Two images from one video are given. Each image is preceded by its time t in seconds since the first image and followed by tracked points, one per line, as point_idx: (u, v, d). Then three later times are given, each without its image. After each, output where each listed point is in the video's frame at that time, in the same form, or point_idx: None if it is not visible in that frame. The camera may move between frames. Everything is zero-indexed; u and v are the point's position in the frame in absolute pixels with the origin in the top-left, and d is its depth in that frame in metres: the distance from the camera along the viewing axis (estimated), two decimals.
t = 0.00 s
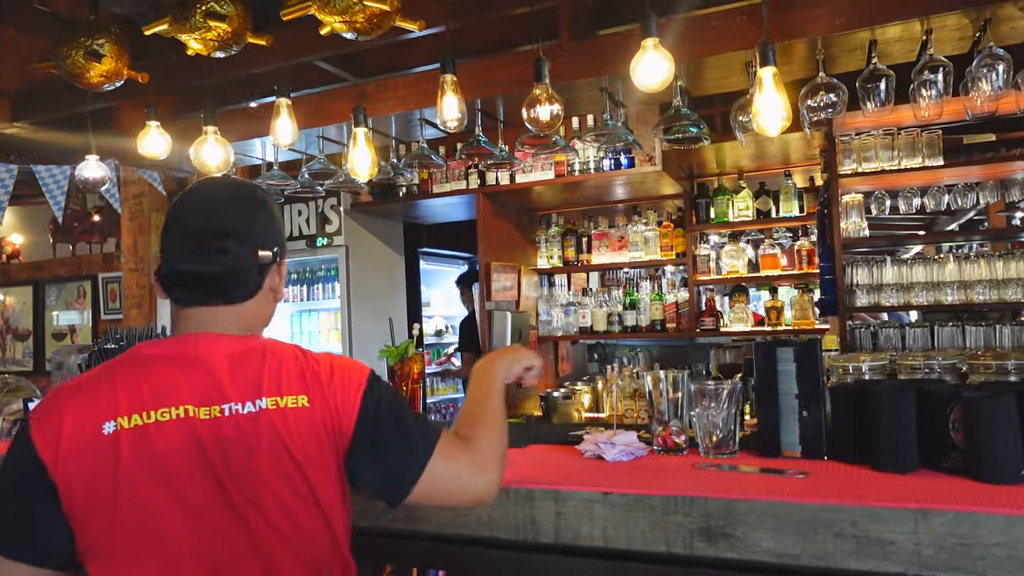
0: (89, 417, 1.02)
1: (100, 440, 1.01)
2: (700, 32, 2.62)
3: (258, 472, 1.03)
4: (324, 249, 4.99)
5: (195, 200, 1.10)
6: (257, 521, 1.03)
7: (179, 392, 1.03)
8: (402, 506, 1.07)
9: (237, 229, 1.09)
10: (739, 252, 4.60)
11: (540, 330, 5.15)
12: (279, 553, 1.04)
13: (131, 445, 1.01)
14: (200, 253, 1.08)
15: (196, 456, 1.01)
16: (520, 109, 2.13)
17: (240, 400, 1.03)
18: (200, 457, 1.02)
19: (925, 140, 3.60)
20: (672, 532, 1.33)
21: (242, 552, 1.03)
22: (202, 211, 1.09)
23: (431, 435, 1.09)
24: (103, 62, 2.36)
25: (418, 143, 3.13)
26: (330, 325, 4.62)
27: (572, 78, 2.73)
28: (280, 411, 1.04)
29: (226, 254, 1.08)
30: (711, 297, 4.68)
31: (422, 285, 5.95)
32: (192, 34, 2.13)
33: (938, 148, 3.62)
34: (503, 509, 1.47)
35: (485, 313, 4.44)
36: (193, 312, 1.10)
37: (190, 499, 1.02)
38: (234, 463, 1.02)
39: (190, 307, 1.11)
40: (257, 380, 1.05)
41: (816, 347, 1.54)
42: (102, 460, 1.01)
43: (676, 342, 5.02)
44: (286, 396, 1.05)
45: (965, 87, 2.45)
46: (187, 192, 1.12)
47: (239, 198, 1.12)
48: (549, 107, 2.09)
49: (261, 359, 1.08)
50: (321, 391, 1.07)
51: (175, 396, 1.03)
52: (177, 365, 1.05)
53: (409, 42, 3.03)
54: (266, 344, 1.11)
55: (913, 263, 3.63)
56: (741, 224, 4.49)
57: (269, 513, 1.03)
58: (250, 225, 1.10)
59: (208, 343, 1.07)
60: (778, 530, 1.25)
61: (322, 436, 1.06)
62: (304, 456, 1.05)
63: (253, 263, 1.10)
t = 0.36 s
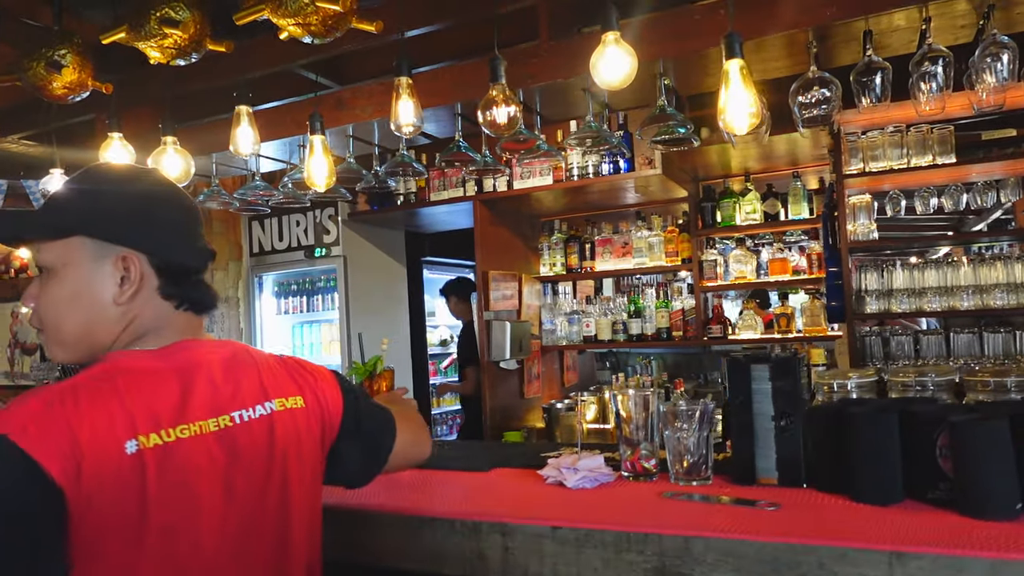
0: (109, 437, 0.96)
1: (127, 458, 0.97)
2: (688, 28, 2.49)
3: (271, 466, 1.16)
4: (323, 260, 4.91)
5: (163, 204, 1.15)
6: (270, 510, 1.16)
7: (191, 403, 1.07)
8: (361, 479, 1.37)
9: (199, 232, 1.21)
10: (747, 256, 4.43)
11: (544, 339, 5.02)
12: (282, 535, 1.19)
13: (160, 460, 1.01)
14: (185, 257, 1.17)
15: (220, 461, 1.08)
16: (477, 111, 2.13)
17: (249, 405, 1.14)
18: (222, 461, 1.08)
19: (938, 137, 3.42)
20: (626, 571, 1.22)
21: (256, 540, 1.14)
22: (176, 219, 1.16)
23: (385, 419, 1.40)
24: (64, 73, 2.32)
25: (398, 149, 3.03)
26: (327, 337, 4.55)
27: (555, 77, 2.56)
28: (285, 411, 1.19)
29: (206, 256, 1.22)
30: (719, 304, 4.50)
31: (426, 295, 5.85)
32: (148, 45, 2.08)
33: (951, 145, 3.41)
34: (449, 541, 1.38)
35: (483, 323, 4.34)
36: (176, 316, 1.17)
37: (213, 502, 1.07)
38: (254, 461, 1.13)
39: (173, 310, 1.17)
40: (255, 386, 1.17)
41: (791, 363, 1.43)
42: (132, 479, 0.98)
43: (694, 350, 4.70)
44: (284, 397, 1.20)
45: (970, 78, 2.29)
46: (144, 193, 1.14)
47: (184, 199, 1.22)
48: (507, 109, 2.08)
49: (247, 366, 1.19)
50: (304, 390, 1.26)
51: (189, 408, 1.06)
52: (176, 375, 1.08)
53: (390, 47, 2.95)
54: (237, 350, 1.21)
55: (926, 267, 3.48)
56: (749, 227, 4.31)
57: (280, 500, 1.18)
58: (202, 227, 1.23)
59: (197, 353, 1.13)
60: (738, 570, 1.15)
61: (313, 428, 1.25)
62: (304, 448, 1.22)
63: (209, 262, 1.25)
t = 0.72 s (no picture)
0: (161, 432, 1.00)
1: (176, 452, 1.01)
2: (698, 22, 2.41)
3: (282, 463, 1.22)
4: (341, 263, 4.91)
5: (166, 207, 1.12)
6: (280, 505, 1.23)
7: (219, 403, 1.12)
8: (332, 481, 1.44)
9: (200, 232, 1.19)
10: (771, 257, 4.29)
11: (563, 343, 4.96)
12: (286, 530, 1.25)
13: (200, 456, 1.05)
14: (191, 260, 1.15)
15: (244, 459, 1.14)
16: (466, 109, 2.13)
17: (263, 405, 1.20)
18: (245, 458, 1.14)
19: (966, 131, 3.28)
20: None
21: (269, 533, 1.21)
22: (179, 221, 1.13)
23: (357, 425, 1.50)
24: (69, 79, 2.33)
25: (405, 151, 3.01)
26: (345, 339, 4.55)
27: (557, 75, 2.56)
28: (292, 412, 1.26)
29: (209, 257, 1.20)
30: (742, 306, 4.37)
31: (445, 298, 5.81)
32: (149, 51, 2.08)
33: (984, 140, 3.27)
34: (432, 553, 1.33)
35: (499, 326, 4.28)
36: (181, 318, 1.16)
37: (238, 497, 1.13)
38: (270, 459, 1.19)
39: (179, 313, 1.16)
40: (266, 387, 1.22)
41: (787, 367, 1.46)
42: (179, 472, 1.02)
43: (716, 352, 4.55)
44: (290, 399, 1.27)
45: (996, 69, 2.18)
46: (146, 195, 1.10)
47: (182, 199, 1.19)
48: (497, 106, 2.08)
49: (257, 368, 1.25)
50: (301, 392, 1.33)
51: (219, 407, 1.11)
52: (201, 375, 1.12)
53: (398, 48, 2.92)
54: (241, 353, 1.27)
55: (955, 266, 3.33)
56: (772, 228, 4.17)
57: (287, 496, 1.24)
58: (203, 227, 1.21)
59: (214, 354, 1.18)
60: None
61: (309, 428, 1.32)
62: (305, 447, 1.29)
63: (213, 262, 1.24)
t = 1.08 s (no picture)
0: (179, 426, 1.02)
1: (195, 446, 1.03)
2: (740, 12, 2.35)
3: (319, 462, 1.22)
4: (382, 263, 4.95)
5: (166, 204, 1.15)
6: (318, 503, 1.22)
7: (250, 399, 1.13)
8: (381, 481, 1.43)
9: (211, 231, 1.16)
10: (818, 255, 4.17)
11: (604, 343, 4.91)
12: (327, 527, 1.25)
13: (222, 451, 1.07)
14: (176, 255, 1.13)
15: (276, 454, 1.15)
16: (501, 103, 2.13)
17: (301, 402, 1.20)
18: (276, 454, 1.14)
19: None
20: None
21: (308, 531, 1.21)
22: (173, 216, 1.14)
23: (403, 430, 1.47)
24: (116, 83, 2.39)
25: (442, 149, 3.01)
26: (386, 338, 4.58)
27: (595, 69, 2.51)
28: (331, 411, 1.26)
29: (208, 255, 1.15)
30: (788, 306, 4.25)
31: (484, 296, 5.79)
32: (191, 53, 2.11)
33: None
34: (466, 553, 1.32)
35: (538, 325, 4.25)
36: (189, 315, 1.16)
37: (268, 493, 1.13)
38: (305, 456, 1.19)
39: (180, 312, 1.16)
40: (305, 385, 1.23)
41: (836, 367, 1.40)
42: (199, 466, 1.04)
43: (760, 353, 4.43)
44: (331, 397, 1.27)
45: None
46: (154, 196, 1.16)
47: (208, 199, 1.19)
48: (531, 99, 2.07)
49: (295, 365, 1.25)
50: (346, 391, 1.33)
51: (249, 403, 1.12)
52: (235, 372, 1.14)
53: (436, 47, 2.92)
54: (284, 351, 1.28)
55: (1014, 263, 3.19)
56: (819, 225, 4.05)
57: (326, 494, 1.24)
58: (223, 226, 1.18)
59: (252, 352, 1.19)
60: None
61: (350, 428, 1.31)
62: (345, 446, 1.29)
63: (230, 263, 1.18)
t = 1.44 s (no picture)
0: (211, 416, 1.04)
1: (225, 438, 1.05)
2: None
3: (359, 461, 1.20)
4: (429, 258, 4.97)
5: (235, 201, 1.19)
6: (358, 503, 1.21)
7: (289, 395, 1.13)
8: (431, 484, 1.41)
9: (278, 229, 1.20)
10: (876, 246, 4.01)
11: (652, 337, 4.85)
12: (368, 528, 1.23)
13: (255, 445, 1.07)
14: (242, 251, 1.17)
15: (314, 452, 1.14)
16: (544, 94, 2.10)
17: (343, 402, 1.19)
18: (313, 452, 1.14)
19: None
20: None
21: (346, 532, 1.19)
22: (242, 213, 1.19)
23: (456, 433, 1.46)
24: (169, 83, 2.45)
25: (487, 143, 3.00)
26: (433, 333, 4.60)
27: (640, 58, 2.47)
28: (375, 411, 1.24)
29: (274, 252, 1.18)
30: (844, 299, 4.11)
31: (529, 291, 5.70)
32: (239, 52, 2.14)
33: None
34: (511, 549, 1.30)
35: (585, 320, 4.21)
36: (249, 308, 1.19)
37: (302, 491, 1.12)
38: (344, 455, 1.18)
39: (242, 305, 1.19)
40: (351, 383, 1.22)
41: (896, 362, 1.33)
42: (229, 459, 1.05)
43: (815, 347, 4.30)
44: (377, 398, 1.26)
45: None
46: (225, 193, 1.21)
47: (278, 198, 1.23)
48: (575, 89, 2.04)
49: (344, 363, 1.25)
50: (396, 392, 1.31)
51: (288, 399, 1.13)
52: (278, 368, 1.15)
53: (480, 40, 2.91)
54: (336, 350, 1.28)
55: None
56: (877, 214, 3.90)
57: (367, 494, 1.22)
58: (290, 225, 1.21)
59: (299, 348, 1.19)
60: None
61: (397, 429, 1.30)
62: (389, 446, 1.28)
63: (296, 262, 1.21)
